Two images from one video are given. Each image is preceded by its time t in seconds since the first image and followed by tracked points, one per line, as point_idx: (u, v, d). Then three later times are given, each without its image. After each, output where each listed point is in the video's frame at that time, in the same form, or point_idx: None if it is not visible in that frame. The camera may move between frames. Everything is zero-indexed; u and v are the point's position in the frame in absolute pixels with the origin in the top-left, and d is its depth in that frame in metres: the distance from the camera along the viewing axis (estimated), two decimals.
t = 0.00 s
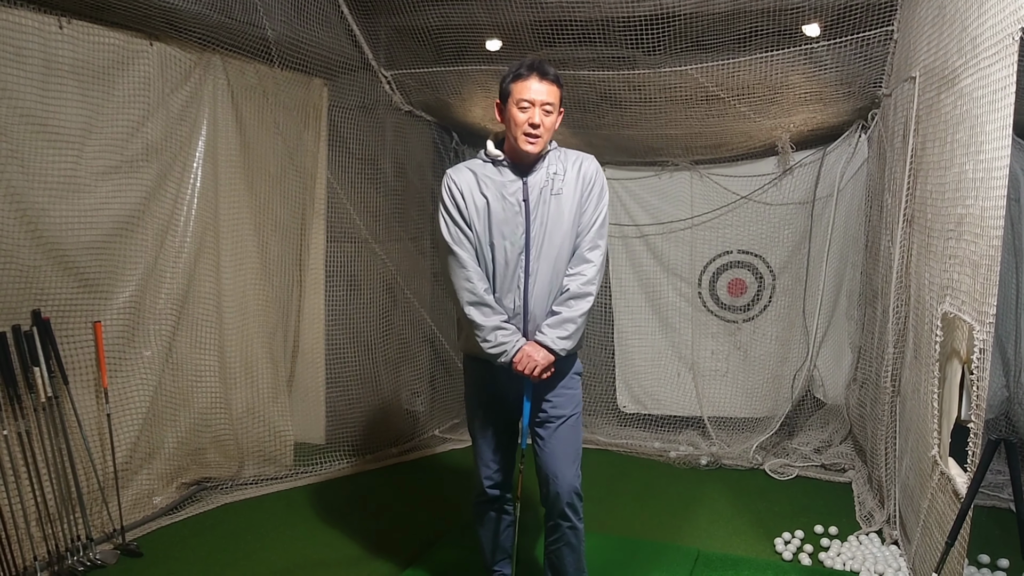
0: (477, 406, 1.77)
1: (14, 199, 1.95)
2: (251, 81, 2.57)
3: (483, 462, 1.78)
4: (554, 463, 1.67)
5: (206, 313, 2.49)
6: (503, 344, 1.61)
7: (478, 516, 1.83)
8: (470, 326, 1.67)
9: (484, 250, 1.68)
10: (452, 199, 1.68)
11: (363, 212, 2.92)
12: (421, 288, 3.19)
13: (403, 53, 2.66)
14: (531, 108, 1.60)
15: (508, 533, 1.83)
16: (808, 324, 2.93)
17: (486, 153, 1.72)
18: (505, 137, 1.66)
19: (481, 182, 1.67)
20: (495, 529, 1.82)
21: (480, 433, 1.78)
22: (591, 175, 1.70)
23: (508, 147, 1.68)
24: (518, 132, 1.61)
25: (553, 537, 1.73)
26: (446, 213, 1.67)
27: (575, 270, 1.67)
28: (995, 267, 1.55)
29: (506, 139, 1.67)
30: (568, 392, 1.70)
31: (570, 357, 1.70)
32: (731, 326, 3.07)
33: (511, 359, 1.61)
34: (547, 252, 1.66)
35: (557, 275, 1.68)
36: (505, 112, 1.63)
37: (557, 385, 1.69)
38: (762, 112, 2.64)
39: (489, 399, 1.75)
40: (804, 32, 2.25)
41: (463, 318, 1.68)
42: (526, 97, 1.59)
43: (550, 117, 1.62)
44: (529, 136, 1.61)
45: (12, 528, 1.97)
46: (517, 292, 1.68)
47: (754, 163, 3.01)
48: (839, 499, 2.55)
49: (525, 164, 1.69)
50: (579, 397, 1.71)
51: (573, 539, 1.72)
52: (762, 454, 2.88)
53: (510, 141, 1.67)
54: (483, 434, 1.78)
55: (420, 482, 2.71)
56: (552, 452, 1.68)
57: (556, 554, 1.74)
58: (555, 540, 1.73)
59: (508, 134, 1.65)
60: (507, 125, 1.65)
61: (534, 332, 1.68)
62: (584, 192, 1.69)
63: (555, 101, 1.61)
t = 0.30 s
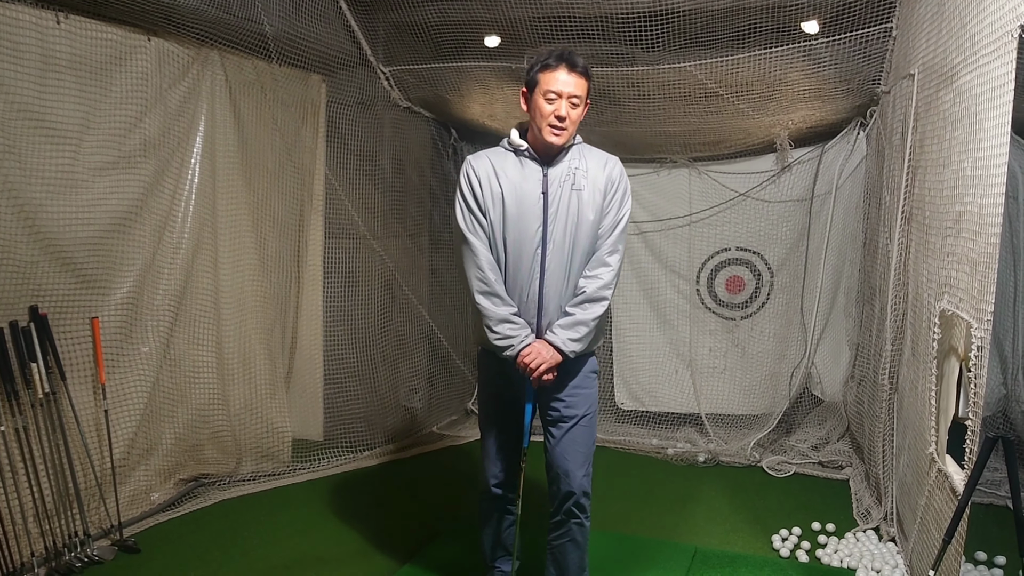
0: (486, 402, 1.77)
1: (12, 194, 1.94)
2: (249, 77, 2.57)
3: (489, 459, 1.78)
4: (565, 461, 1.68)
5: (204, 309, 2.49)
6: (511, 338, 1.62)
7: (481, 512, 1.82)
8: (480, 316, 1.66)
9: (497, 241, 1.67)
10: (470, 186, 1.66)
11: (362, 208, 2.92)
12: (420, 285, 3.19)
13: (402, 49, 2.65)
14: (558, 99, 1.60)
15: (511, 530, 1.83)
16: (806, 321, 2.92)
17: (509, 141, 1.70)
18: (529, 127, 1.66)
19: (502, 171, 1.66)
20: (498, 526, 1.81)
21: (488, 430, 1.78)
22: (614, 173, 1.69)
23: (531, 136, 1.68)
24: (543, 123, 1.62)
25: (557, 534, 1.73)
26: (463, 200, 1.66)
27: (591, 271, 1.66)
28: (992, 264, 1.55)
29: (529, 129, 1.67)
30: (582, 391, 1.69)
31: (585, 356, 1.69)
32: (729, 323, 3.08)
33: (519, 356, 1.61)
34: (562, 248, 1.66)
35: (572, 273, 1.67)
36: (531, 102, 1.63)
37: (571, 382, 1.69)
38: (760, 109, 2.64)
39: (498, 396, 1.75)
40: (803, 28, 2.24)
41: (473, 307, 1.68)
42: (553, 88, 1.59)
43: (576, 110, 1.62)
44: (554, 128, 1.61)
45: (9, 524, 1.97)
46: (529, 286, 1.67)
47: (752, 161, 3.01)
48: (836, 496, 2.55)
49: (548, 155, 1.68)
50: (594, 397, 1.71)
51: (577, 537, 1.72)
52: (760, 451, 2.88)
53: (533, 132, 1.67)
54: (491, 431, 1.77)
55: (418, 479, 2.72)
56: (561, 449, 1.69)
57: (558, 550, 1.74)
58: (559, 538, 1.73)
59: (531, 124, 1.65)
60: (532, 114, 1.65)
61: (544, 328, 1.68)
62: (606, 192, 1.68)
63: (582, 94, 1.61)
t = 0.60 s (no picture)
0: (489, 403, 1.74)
1: (7, 191, 1.94)
2: (246, 74, 2.56)
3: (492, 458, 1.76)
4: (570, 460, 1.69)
5: (200, 307, 2.49)
6: (504, 335, 1.59)
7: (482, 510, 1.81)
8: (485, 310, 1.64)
9: (508, 233, 1.64)
10: (483, 176, 1.66)
11: (358, 206, 2.92)
12: (417, 282, 3.19)
13: (398, 46, 2.65)
14: (580, 96, 1.58)
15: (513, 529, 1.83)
16: (802, 318, 2.92)
17: (525, 132, 1.69)
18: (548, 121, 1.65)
19: (516, 162, 1.65)
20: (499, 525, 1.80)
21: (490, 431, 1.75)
22: (631, 168, 1.67)
23: (548, 129, 1.67)
24: (563, 119, 1.61)
25: (558, 530, 1.75)
26: (475, 191, 1.65)
27: (619, 275, 1.64)
28: (989, 262, 1.56)
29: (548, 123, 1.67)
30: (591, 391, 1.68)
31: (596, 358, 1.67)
32: (726, 321, 3.08)
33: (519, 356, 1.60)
34: (575, 242, 1.63)
35: (584, 267, 1.64)
36: (552, 97, 1.62)
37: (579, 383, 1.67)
38: (757, 106, 2.64)
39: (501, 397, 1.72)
40: (801, 26, 2.24)
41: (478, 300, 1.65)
42: (575, 85, 1.57)
43: (596, 107, 1.61)
44: (573, 125, 1.60)
45: (5, 521, 1.97)
46: (540, 280, 1.64)
47: (749, 158, 3.01)
48: (832, 493, 2.55)
49: (565, 148, 1.67)
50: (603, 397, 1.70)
51: (578, 532, 1.74)
52: (756, 448, 2.88)
53: (551, 126, 1.66)
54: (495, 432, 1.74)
55: (416, 475, 2.72)
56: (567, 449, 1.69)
57: (559, 545, 1.75)
58: (561, 535, 1.75)
59: (550, 118, 1.65)
60: (551, 109, 1.64)
61: (555, 324, 1.64)
62: (623, 188, 1.65)
63: (604, 92, 1.60)
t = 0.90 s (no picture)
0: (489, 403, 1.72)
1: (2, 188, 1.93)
2: (242, 71, 2.56)
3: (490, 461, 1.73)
4: (571, 458, 1.69)
5: (196, 304, 2.49)
6: (512, 333, 1.55)
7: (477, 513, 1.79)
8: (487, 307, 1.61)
9: (515, 233, 1.64)
10: (487, 175, 1.65)
11: (356, 204, 2.92)
12: (414, 280, 3.18)
13: (395, 44, 2.64)
14: (596, 99, 1.57)
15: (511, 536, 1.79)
16: (799, 317, 2.93)
17: (532, 130, 1.69)
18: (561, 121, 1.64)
19: (522, 160, 1.64)
20: (495, 528, 1.77)
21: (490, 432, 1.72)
22: (636, 171, 1.69)
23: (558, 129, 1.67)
24: (578, 120, 1.60)
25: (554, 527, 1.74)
26: (478, 189, 1.64)
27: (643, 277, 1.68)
28: (984, 260, 1.56)
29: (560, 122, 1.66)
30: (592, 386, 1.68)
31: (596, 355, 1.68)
32: (723, 319, 3.08)
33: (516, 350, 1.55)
34: (586, 242, 1.63)
35: (592, 268, 1.64)
36: (568, 96, 1.61)
37: (579, 379, 1.67)
38: (754, 105, 2.64)
39: (502, 397, 1.70)
40: (797, 24, 2.24)
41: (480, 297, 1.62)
42: (593, 87, 1.56)
43: (610, 110, 1.61)
44: (588, 128, 1.60)
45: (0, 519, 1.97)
46: (550, 281, 1.63)
47: (745, 157, 3.01)
48: (828, 492, 2.56)
49: (573, 148, 1.67)
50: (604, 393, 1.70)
51: (577, 531, 1.73)
52: (753, 446, 2.89)
53: (563, 126, 1.66)
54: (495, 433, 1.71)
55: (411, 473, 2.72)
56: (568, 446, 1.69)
57: (558, 544, 1.74)
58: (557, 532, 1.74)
59: (563, 118, 1.64)
60: (565, 109, 1.62)
61: (565, 324, 1.62)
62: (632, 189, 1.67)
63: (619, 95, 1.60)
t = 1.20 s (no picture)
0: (483, 412, 1.66)
1: None
2: (239, 70, 2.55)
3: (484, 473, 1.65)
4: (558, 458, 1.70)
5: (193, 303, 2.49)
6: (559, 335, 1.56)
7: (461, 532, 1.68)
8: (511, 317, 1.55)
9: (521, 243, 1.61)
10: (494, 182, 1.56)
11: (352, 203, 2.91)
12: (410, 280, 3.18)
13: (392, 43, 2.64)
14: (597, 110, 1.59)
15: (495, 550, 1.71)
16: (795, 317, 2.94)
17: (522, 134, 1.65)
18: (556, 130, 1.64)
19: (524, 169, 1.61)
20: (484, 546, 1.68)
21: (484, 442, 1.66)
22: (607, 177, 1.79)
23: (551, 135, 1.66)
24: (578, 132, 1.61)
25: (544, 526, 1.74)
26: (487, 198, 1.55)
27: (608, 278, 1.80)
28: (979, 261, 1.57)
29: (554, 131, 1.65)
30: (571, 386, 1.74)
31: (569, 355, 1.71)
32: (719, 319, 3.09)
33: (568, 343, 1.58)
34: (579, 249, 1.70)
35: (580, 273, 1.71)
36: (568, 108, 1.60)
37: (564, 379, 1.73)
38: (751, 105, 2.64)
39: (499, 404, 1.65)
40: (794, 25, 2.26)
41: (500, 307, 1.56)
42: (595, 99, 1.57)
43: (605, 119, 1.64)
44: (585, 138, 1.62)
45: None
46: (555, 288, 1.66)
47: (742, 157, 3.01)
48: (824, 491, 2.56)
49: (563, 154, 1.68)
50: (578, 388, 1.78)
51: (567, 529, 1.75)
52: (749, 446, 2.89)
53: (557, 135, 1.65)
54: (492, 443, 1.65)
55: (408, 472, 2.72)
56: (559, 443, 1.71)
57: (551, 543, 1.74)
58: (548, 531, 1.74)
59: (560, 128, 1.63)
60: (563, 119, 1.62)
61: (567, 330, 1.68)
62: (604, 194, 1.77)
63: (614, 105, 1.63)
